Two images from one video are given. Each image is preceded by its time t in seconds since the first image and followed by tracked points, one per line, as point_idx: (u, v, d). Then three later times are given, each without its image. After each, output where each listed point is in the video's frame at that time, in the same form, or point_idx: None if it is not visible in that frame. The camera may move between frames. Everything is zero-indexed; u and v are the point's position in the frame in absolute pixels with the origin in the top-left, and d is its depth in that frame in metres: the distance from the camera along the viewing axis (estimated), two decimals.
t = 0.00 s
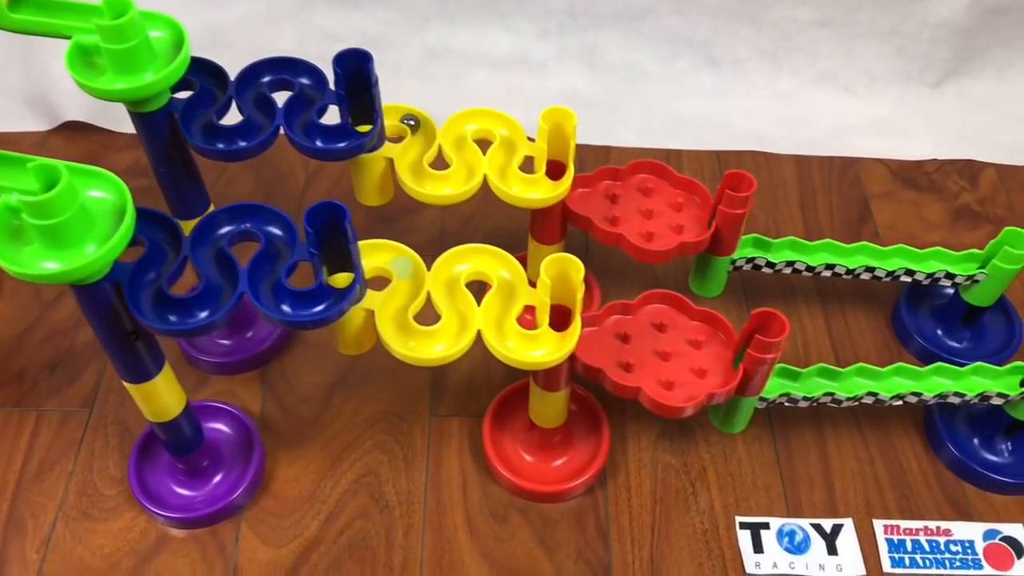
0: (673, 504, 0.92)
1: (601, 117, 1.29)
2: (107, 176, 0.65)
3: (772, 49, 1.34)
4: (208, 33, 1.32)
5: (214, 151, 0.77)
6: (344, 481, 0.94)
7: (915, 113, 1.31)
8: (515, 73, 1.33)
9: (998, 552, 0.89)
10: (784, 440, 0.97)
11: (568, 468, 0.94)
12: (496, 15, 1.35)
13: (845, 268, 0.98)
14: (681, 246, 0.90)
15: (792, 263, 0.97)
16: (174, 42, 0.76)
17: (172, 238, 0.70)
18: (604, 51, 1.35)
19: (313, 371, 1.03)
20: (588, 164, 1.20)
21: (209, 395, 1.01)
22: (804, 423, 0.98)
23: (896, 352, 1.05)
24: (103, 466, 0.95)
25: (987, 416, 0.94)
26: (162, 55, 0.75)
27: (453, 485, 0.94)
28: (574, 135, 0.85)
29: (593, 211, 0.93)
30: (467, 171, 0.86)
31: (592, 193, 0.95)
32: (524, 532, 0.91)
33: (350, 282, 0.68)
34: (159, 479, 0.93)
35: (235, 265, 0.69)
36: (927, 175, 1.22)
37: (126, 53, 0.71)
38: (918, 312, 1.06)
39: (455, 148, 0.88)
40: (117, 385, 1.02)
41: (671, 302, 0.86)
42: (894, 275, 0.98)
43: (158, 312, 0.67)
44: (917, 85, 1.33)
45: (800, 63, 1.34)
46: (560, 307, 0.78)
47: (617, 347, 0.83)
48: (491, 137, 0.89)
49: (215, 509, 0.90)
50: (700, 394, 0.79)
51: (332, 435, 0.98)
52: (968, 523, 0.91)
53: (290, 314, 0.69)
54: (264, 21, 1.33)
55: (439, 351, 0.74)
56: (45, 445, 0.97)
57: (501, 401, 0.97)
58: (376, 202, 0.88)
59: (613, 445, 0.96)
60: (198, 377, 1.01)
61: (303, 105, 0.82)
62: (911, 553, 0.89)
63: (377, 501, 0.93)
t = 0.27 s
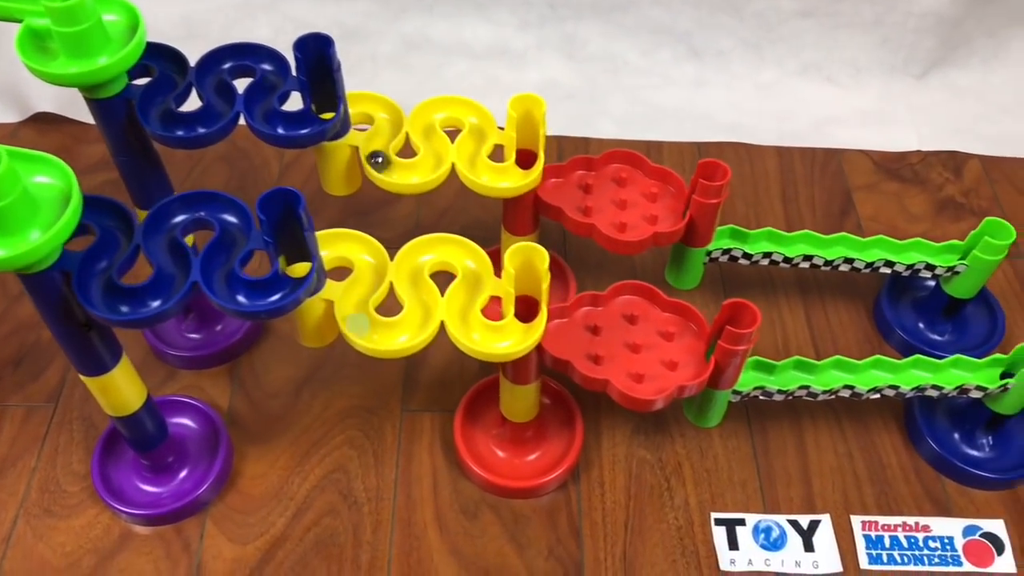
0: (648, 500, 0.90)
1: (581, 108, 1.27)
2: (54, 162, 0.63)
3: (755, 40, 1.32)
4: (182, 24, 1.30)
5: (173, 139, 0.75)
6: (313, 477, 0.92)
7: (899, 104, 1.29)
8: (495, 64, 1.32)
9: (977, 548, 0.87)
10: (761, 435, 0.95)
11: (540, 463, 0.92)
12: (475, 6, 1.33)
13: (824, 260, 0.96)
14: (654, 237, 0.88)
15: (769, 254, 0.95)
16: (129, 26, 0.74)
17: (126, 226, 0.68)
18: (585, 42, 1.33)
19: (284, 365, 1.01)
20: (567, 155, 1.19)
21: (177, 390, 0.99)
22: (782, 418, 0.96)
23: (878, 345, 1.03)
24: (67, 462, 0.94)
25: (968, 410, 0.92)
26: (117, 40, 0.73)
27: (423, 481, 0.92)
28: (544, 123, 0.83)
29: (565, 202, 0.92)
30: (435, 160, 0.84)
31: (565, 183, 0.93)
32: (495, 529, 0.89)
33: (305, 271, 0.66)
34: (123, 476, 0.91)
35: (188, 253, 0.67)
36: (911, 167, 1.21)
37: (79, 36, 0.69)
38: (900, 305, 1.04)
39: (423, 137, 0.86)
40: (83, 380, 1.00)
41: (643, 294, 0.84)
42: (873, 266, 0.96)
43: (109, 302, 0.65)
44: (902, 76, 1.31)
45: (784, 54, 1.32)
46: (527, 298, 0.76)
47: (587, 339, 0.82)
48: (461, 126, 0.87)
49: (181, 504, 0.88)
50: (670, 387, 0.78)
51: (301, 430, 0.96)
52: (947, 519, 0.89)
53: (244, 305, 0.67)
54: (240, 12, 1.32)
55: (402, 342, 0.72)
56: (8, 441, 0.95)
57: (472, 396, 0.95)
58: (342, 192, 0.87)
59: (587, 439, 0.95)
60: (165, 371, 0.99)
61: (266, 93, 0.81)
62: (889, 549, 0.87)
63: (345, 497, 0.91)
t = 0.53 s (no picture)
0: (618, 499, 0.89)
1: (558, 103, 1.26)
2: None
3: (734, 34, 1.31)
4: (156, 19, 1.29)
5: (129, 132, 0.73)
6: (279, 476, 0.91)
7: (879, 99, 1.28)
8: (471, 59, 1.30)
9: (950, 546, 0.86)
10: (734, 432, 0.94)
11: (510, 461, 0.91)
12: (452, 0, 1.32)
13: (797, 254, 0.94)
14: (623, 232, 0.87)
15: (741, 249, 0.94)
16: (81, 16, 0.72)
17: (77, 220, 0.67)
18: (563, 37, 1.32)
19: (252, 363, 1.00)
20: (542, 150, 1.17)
21: (143, 387, 0.98)
22: (755, 415, 0.95)
23: (855, 342, 1.01)
24: (30, 461, 0.92)
25: (942, 406, 0.91)
26: (68, 29, 0.71)
27: (391, 480, 0.91)
28: (509, 115, 0.82)
29: (534, 196, 0.90)
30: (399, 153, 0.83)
31: (535, 177, 0.92)
32: (463, 528, 0.88)
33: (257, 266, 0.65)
34: (87, 476, 0.90)
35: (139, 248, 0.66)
36: (890, 162, 1.19)
37: (29, 25, 0.67)
38: (876, 301, 1.03)
39: (387, 131, 0.85)
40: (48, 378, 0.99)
41: (609, 288, 0.83)
42: (847, 261, 0.95)
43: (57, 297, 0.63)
44: (882, 71, 1.30)
45: (763, 48, 1.31)
46: (490, 293, 0.74)
47: (553, 335, 0.80)
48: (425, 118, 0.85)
49: (147, 502, 0.87)
50: (636, 382, 0.77)
51: (268, 428, 0.95)
52: (921, 516, 0.88)
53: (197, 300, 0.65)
54: (214, 7, 1.30)
55: (361, 337, 0.70)
56: None
57: (441, 394, 0.93)
58: (308, 187, 0.86)
59: (557, 437, 0.93)
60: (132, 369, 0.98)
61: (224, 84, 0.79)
62: (862, 547, 0.86)
63: (311, 496, 0.90)
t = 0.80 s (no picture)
0: (596, 492, 0.89)
1: (541, 96, 1.26)
2: None
3: (718, 26, 1.31)
4: (137, 12, 1.28)
5: (97, 121, 0.72)
6: (255, 470, 0.90)
7: (864, 92, 1.27)
8: (454, 52, 1.30)
9: (930, 538, 0.85)
10: (714, 425, 0.93)
11: (488, 454, 0.90)
12: None
13: (776, 246, 0.94)
14: (600, 223, 0.86)
15: (720, 241, 0.93)
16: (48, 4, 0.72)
17: (42, 211, 0.67)
18: (546, 30, 1.31)
19: (230, 357, 0.99)
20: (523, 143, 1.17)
21: (120, 381, 0.97)
22: (735, 408, 0.94)
23: (837, 335, 1.01)
24: (3, 455, 0.91)
25: (922, 398, 0.91)
26: (34, 17, 0.71)
27: (367, 474, 0.90)
28: (484, 104, 0.81)
29: (512, 188, 0.90)
30: (374, 144, 0.82)
31: (512, 169, 0.91)
32: (439, 521, 0.87)
33: (224, 255, 0.64)
34: (61, 471, 0.89)
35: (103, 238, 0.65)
36: (874, 155, 1.19)
37: None
38: (857, 293, 1.03)
39: (361, 121, 0.84)
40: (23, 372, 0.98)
41: (583, 279, 0.82)
42: (827, 253, 0.94)
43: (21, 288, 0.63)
44: (866, 64, 1.30)
45: (747, 41, 1.31)
46: (462, 283, 0.74)
47: (528, 326, 0.80)
48: (400, 108, 0.85)
49: (122, 496, 0.86)
50: (611, 373, 0.76)
51: (245, 422, 0.94)
52: (901, 509, 0.87)
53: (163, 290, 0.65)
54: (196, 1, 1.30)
55: (331, 328, 0.70)
56: None
57: (418, 388, 0.92)
58: (282, 178, 0.85)
59: (535, 430, 0.93)
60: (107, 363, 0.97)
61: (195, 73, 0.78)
62: (841, 540, 0.85)
63: (287, 490, 0.89)
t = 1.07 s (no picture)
0: (576, 487, 0.88)
1: (526, 89, 1.25)
2: None
3: (703, 19, 1.30)
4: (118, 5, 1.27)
5: (67, 111, 0.71)
6: (232, 465, 0.90)
7: (850, 85, 1.26)
8: (439, 46, 1.29)
9: (912, 532, 0.85)
10: (696, 419, 0.92)
11: (468, 449, 0.89)
12: None
13: (758, 239, 0.93)
14: (579, 215, 0.85)
15: (701, 233, 0.92)
16: None
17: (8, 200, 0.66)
18: (531, 23, 1.30)
19: (208, 352, 0.98)
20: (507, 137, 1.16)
21: (97, 376, 0.96)
22: (717, 402, 0.93)
23: (821, 328, 1.00)
24: None
25: (905, 392, 0.90)
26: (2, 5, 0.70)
27: (345, 469, 0.89)
28: (460, 94, 0.80)
29: (491, 180, 0.89)
30: (349, 135, 0.81)
31: (491, 161, 0.90)
32: (418, 517, 0.86)
33: (192, 244, 0.63)
34: (36, 467, 0.88)
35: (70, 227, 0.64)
36: (860, 147, 1.18)
37: None
38: (841, 287, 1.02)
39: (337, 112, 0.83)
40: None
41: (561, 271, 0.82)
42: (810, 245, 0.93)
43: None
44: (854, 57, 1.29)
45: (733, 34, 1.30)
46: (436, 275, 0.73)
47: (506, 319, 0.79)
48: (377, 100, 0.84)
49: (98, 491, 0.85)
50: (589, 366, 0.76)
51: (222, 417, 0.93)
52: (883, 503, 0.87)
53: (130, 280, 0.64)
54: None
55: (304, 320, 0.69)
56: None
57: (397, 383, 0.91)
58: (258, 170, 0.84)
59: (516, 424, 0.92)
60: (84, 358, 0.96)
61: (168, 63, 0.77)
62: (822, 535, 0.85)
63: (265, 485, 0.88)
